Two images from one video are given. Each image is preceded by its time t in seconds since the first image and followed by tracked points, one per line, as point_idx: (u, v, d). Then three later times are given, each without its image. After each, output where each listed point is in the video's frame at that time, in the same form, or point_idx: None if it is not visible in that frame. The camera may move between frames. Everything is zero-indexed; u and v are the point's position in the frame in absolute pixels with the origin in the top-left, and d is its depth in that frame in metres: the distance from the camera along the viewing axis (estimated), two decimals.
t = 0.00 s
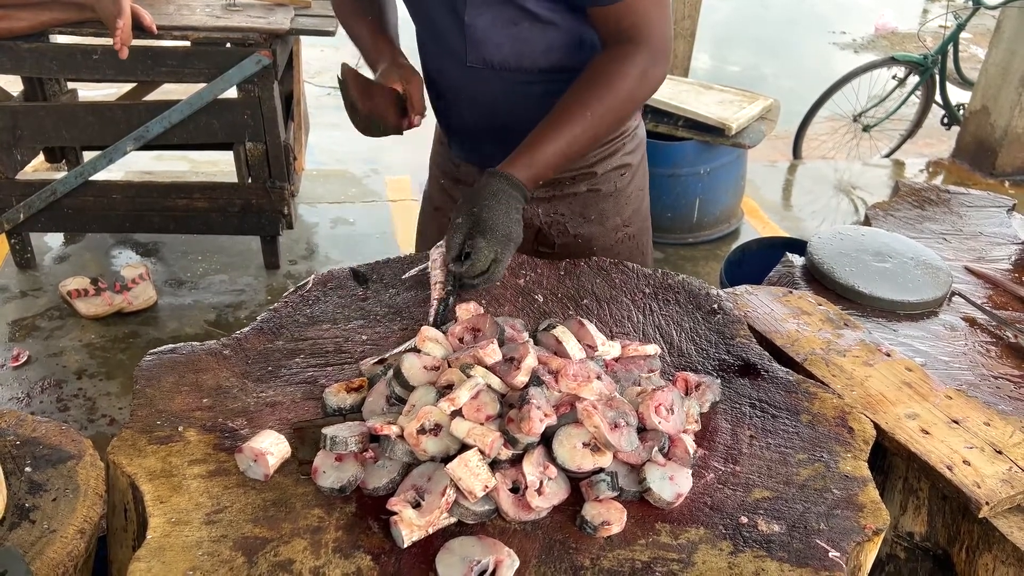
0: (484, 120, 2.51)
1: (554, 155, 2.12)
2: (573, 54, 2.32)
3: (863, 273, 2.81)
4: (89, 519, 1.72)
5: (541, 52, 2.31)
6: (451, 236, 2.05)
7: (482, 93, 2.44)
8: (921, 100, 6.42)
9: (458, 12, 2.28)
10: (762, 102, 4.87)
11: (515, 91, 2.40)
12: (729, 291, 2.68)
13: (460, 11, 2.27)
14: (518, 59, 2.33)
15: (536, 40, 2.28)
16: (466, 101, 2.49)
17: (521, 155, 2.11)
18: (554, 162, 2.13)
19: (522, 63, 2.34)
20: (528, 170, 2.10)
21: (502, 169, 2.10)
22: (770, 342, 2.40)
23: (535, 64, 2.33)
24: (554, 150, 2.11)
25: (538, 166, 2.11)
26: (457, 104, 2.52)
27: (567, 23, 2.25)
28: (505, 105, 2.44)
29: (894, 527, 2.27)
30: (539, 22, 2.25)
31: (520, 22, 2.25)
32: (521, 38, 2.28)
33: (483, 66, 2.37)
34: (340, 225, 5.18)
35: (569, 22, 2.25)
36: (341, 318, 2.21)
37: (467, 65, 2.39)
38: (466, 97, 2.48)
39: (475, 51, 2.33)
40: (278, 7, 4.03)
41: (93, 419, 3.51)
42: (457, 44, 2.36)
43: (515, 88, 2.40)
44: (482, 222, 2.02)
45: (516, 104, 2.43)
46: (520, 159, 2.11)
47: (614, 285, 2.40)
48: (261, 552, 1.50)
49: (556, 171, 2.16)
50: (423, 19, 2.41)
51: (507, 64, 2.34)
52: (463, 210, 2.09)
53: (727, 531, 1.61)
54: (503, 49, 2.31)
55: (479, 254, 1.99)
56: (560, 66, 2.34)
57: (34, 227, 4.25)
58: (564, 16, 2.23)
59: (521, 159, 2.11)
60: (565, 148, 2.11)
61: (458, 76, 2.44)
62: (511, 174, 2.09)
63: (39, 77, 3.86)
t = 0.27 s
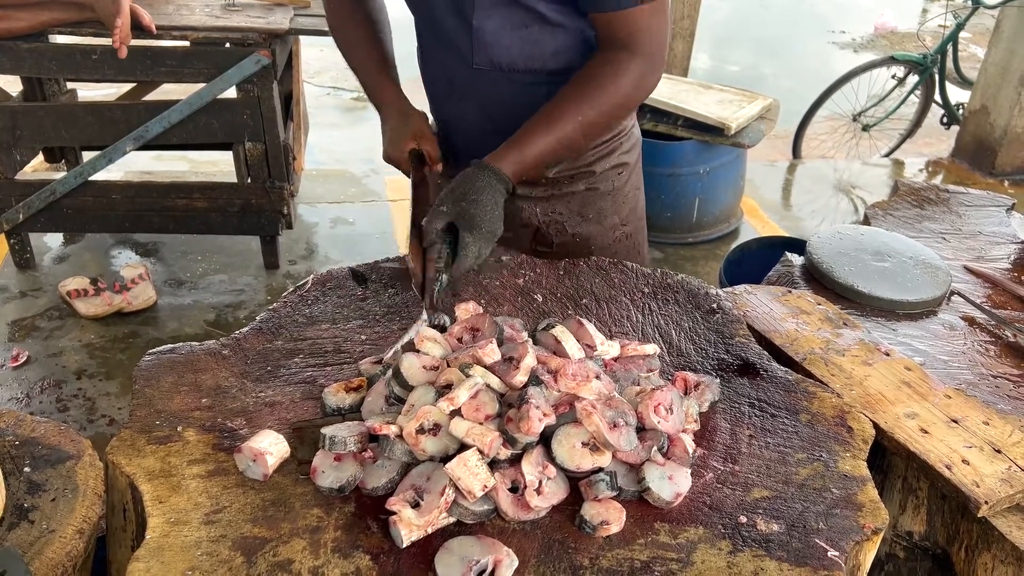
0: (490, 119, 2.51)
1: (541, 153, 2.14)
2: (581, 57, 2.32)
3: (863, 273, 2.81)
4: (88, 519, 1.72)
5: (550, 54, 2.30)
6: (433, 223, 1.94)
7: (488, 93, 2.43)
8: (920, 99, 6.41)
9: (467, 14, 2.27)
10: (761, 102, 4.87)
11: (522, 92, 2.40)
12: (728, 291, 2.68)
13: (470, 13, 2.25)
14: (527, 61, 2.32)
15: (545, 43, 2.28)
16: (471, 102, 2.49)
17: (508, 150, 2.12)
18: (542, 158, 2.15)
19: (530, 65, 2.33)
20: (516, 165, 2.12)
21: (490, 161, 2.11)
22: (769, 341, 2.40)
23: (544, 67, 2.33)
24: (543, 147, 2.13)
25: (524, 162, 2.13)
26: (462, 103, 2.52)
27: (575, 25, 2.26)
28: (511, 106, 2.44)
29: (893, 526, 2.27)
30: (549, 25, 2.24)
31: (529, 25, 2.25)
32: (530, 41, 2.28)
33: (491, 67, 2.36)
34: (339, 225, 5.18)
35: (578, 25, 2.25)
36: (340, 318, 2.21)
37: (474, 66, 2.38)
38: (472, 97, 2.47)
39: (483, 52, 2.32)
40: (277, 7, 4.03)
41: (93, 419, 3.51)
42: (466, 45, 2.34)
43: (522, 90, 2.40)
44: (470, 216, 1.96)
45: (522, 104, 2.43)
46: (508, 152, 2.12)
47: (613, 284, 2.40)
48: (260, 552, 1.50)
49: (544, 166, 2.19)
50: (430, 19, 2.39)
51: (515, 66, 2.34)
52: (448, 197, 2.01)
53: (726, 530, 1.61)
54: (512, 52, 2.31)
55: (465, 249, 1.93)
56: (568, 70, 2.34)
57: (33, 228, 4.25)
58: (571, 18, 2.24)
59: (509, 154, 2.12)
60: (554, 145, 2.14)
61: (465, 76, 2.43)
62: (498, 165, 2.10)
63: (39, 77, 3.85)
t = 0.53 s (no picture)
0: (484, 113, 2.49)
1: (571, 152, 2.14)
2: (582, 54, 2.37)
3: (862, 272, 2.81)
4: (87, 518, 1.72)
5: (552, 47, 2.33)
6: (473, 213, 2.06)
7: (485, 84, 2.43)
8: (920, 99, 6.41)
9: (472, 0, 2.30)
10: (761, 101, 4.87)
11: (519, 84, 2.41)
12: (727, 289, 2.68)
13: None
14: (528, 51, 2.34)
15: (548, 34, 2.31)
16: (468, 94, 2.47)
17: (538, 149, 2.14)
18: (577, 154, 2.15)
19: (530, 56, 2.35)
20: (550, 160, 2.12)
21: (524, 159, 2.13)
22: (768, 340, 2.40)
23: (544, 59, 2.35)
24: (576, 141, 2.13)
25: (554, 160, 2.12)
26: (457, 96, 2.50)
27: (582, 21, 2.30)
28: (506, 98, 2.44)
29: (892, 525, 2.27)
30: (555, 17, 2.29)
31: (534, 15, 2.28)
32: (534, 31, 2.31)
33: (491, 57, 2.37)
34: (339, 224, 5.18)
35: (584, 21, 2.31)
36: (338, 317, 2.21)
37: (473, 54, 2.38)
38: (468, 88, 2.46)
39: (484, 40, 2.34)
40: (276, 7, 4.02)
41: (92, 419, 3.51)
42: (467, 33, 2.36)
43: (521, 81, 2.40)
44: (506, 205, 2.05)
45: (518, 97, 2.43)
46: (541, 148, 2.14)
47: (612, 283, 2.40)
48: (259, 550, 1.51)
49: (578, 164, 2.18)
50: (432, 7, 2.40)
51: (515, 56, 2.35)
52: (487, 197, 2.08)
53: (725, 529, 1.61)
54: (514, 40, 2.32)
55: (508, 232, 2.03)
56: (568, 64, 2.37)
57: (33, 227, 4.25)
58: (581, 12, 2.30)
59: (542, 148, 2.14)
60: (587, 139, 2.14)
61: (462, 66, 2.43)
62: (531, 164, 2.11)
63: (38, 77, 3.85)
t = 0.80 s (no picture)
0: (488, 105, 2.48)
1: (606, 147, 2.30)
2: (590, 46, 2.39)
3: (861, 271, 2.81)
4: (86, 516, 1.73)
5: (560, 37, 2.35)
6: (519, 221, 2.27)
7: (489, 75, 2.43)
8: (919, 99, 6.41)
9: None
10: (760, 101, 4.87)
11: (525, 75, 2.41)
12: (727, 289, 2.68)
13: None
14: (535, 41, 2.35)
15: (556, 24, 2.33)
16: (470, 82, 2.46)
17: (574, 147, 2.31)
18: (608, 153, 2.32)
19: (536, 47, 2.36)
20: (583, 162, 2.29)
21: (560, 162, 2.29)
22: (768, 339, 2.40)
23: (551, 50, 2.37)
24: (608, 142, 2.30)
25: (590, 157, 2.30)
26: (460, 88, 2.49)
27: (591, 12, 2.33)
28: (511, 90, 2.44)
29: (891, 524, 2.27)
30: (563, 7, 2.31)
31: (542, 5, 2.31)
32: (542, 22, 2.33)
33: (497, 46, 2.38)
34: (338, 224, 5.18)
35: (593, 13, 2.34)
36: (337, 316, 2.21)
37: (479, 44, 2.39)
38: (472, 80, 2.45)
39: (490, 28, 2.34)
40: (276, 6, 4.02)
41: (92, 418, 3.51)
42: (474, 23, 2.37)
43: (527, 72, 2.41)
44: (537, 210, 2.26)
45: (522, 87, 2.43)
46: (575, 151, 2.30)
47: (612, 282, 2.41)
48: (259, 549, 1.51)
49: (608, 163, 2.35)
50: None
51: (523, 46, 2.36)
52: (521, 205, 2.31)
53: (724, 527, 1.61)
54: (521, 29, 2.34)
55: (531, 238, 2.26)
56: (574, 56, 2.39)
57: (32, 227, 4.25)
58: (592, 6, 2.33)
59: (575, 152, 2.30)
60: (618, 139, 2.30)
61: (466, 56, 2.42)
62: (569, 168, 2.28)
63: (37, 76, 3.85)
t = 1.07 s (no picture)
0: (505, 112, 2.48)
1: (619, 133, 2.29)
2: (606, 53, 2.44)
3: (860, 272, 2.81)
4: (86, 516, 1.73)
5: (581, 47, 2.38)
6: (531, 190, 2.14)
7: (510, 83, 2.43)
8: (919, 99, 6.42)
9: None
10: (760, 101, 4.87)
11: (544, 83, 2.43)
12: (726, 289, 2.68)
13: None
14: (557, 52, 2.37)
15: (578, 35, 2.35)
16: (489, 90, 2.44)
17: (587, 130, 2.28)
18: (620, 138, 2.31)
19: (558, 57, 2.38)
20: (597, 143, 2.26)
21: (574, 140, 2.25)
22: (766, 339, 2.40)
23: (572, 59, 2.40)
24: (620, 128, 2.29)
25: (604, 140, 2.27)
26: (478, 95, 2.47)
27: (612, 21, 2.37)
28: (530, 97, 2.45)
29: (890, 524, 2.27)
30: (586, 18, 2.33)
31: (566, 17, 2.31)
32: (565, 33, 2.34)
33: (519, 56, 2.37)
34: (338, 224, 5.18)
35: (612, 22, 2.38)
36: (338, 316, 2.21)
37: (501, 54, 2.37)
38: (491, 88, 2.44)
39: (515, 39, 2.33)
40: (275, 6, 4.02)
41: (92, 418, 3.51)
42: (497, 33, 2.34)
43: (546, 80, 2.43)
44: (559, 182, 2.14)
45: (541, 95, 2.45)
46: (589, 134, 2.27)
47: (611, 283, 2.41)
48: (259, 548, 1.51)
49: (620, 150, 2.34)
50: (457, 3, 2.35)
51: (546, 57, 2.37)
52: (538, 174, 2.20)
53: (723, 527, 1.62)
54: (545, 41, 2.34)
55: (565, 212, 2.09)
56: (592, 65, 2.43)
57: (32, 227, 4.25)
58: (612, 15, 2.37)
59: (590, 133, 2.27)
60: (631, 125, 2.30)
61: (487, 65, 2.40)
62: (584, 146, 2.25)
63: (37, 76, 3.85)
